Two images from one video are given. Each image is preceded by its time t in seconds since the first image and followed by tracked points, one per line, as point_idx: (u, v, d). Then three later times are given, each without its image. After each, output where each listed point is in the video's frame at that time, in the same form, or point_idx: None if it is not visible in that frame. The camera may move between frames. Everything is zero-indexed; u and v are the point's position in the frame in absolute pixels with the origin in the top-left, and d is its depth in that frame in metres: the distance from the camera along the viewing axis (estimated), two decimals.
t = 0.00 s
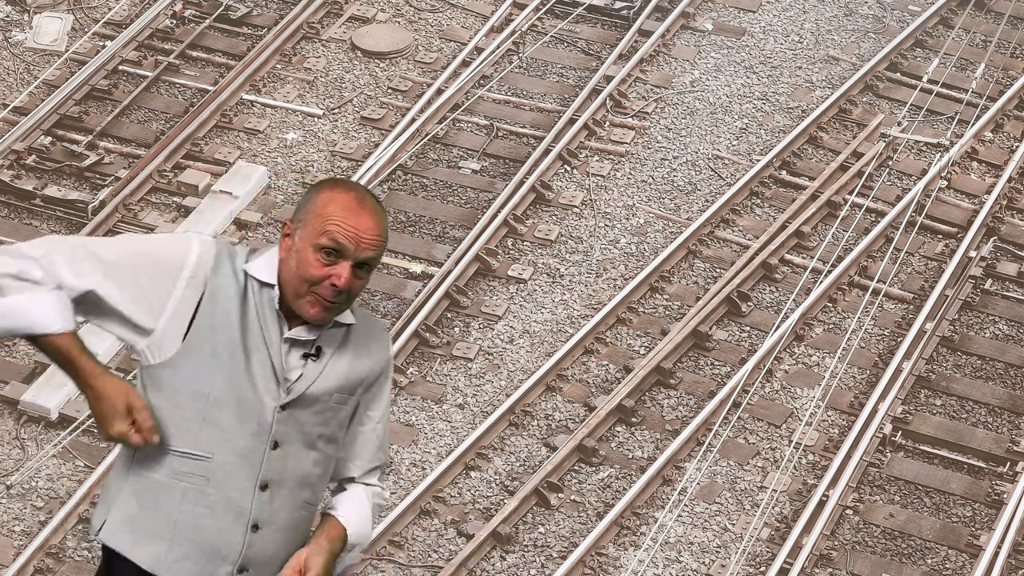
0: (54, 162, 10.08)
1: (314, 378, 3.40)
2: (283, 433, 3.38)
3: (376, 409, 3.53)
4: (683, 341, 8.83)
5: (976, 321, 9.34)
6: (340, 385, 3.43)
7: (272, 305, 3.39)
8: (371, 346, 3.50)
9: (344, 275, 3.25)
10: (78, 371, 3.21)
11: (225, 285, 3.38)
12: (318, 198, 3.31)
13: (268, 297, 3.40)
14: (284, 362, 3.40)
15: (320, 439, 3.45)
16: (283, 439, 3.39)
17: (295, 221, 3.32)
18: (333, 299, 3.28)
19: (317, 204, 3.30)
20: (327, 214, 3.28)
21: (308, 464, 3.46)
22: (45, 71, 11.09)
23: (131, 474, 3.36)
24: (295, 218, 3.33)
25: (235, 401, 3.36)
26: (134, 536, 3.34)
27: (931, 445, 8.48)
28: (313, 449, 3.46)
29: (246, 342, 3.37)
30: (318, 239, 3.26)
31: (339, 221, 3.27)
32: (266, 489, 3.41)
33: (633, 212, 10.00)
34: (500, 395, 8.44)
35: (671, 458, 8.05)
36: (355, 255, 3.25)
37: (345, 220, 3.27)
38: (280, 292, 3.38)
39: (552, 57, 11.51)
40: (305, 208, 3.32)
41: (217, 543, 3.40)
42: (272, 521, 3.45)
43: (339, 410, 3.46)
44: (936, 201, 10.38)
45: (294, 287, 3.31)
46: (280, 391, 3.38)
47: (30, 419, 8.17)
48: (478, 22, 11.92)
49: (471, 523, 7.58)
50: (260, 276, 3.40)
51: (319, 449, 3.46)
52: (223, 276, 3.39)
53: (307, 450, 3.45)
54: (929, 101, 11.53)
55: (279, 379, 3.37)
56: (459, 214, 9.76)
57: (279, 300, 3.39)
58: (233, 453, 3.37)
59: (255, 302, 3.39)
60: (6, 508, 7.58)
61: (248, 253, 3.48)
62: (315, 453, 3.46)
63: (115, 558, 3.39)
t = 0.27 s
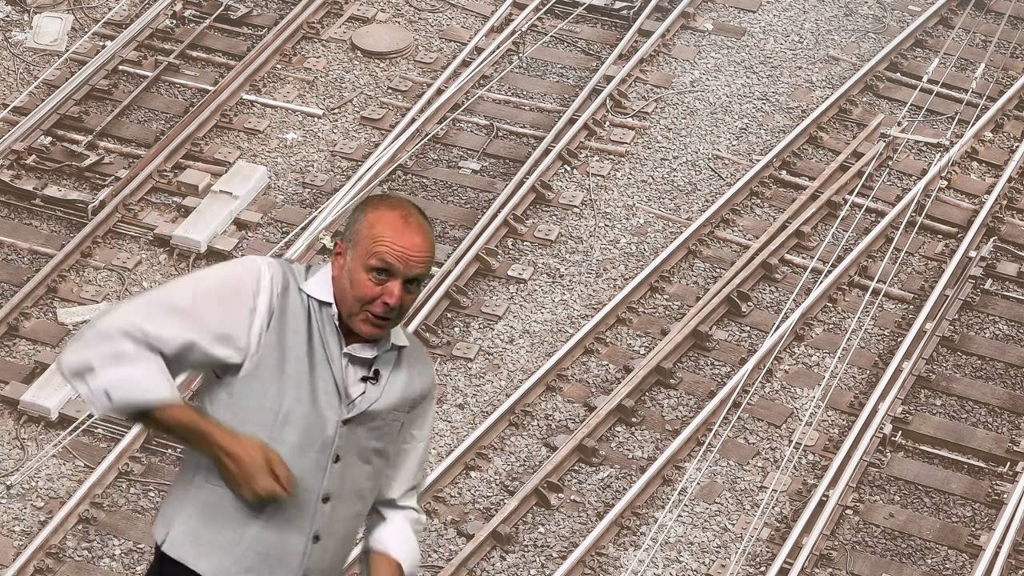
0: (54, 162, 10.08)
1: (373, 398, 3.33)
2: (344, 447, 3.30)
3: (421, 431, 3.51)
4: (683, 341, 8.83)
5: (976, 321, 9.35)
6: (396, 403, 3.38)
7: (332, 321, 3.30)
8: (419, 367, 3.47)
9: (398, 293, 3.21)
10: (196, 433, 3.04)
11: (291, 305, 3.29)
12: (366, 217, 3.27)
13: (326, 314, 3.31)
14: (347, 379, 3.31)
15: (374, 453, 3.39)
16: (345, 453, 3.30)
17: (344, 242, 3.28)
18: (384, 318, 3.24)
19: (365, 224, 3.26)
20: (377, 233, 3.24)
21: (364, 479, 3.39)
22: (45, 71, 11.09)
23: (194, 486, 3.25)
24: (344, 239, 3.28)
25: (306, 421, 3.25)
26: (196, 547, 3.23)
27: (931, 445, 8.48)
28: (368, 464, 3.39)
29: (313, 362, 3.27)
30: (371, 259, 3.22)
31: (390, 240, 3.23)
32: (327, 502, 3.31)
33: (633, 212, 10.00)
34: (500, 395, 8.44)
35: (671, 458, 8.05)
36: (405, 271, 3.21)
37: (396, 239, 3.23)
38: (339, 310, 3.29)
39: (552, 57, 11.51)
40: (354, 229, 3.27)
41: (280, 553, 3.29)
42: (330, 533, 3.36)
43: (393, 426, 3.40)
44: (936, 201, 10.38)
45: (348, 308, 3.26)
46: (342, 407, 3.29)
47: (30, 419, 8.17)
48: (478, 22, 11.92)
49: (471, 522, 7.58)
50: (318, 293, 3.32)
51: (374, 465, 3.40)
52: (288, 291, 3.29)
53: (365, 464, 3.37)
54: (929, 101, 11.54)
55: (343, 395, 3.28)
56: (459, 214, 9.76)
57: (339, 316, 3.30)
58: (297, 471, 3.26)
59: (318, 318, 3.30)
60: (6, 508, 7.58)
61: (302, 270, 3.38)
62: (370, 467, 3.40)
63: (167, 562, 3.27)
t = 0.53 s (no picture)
0: (54, 161, 10.08)
1: (369, 397, 3.68)
2: (349, 448, 3.68)
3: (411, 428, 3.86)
4: (683, 341, 8.83)
5: (976, 321, 9.34)
6: (390, 401, 3.73)
7: (323, 329, 3.62)
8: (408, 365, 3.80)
9: (390, 314, 3.46)
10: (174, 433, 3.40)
11: (280, 317, 3.58)
12: (356, 237, 3.45)
13: (316, 321, 3.62)
14: (341, 384, 3.66)
15: (376, 451, 3.75)
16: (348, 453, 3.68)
17: (336, 257, 3.48)
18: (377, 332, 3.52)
19: (358, 243, 3.44)
20: (368, 255, 3.42)
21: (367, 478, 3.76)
22: (45, 71, 11.09)
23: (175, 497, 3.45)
24: (335, 254, 3.48)
25: (313, 429, 3.59)
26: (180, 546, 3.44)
27: (931, 445, 8.48)
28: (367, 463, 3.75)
29: (310, 370, 3.59)
30: (363, 282, 3.42)
31: (381, 263, 3.42)
32: (333, 503, 3.70)
33: (633, 212, 10.00)
34: (500, 395, 8.44)
35: (671, 458, 8.05)
36: (397, 294, 3.43)
37: (387, 262, 3.42)
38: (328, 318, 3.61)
39: (552, 57, 11.51)
40: (345, 245, 3.46)
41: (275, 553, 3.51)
42: (340, 532, 3.74)
43: (390, 428, 3.75)
44: (936, 201, 10.38)
45: (340, 321, 3.52)
46: (343, 409, 3.65)
47: (30, 419, 8.17)
48: (478, 22, 11.91)
49: (471, 522, 7.58)
50: (309, 302, 3.61)
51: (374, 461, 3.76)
52: (277, 306, 3.59)
53: (367, 463, 3.74)
54: (929, 101, 11.54)
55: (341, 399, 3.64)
56: (459, 214, 9.76)
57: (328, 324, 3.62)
58: (305, 473, 3.62)
59: (311, 327, 3.61)
60: (6, 508, 7.58)
61: (287, 281, 3.66)
62: (371, 468, 3.77)
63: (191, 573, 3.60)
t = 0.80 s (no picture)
0: (54, 161, 10.08)
1: (349, 399, 3.74)
2: (327, 453, 3.76)
3: (399, 426, 3.92)
4: (683, 341, 8.83)
5: (976, 321, 9.34)
6: (374, 401, 3.79)
7: (305, 331, 3.71)
8: (392, 361, 3.86)
9: (384, 324, 3.55)
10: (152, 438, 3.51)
11: (257, 322, 3.66)
12: (352, 247, 3.53)
13: (301, 325, 3.71)
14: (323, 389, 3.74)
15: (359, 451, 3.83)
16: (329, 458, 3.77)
17: (330, 264, 3.55)
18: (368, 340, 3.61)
19: (352, 252, 3.52)
20: (363, 265, 3.50)
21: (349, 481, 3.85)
22: (45, 71, 11.09)
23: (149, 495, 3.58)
24: (329, 261, 3.56)
25: (290, 436, 3.70)
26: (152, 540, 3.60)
27: (931, 445, 8.48)
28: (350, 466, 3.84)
29: (290, 377, 3.68)
30: (359, 293, 3.50)
31: (376, 275, 3.50)
32: (315, 508, 3.81)
33: (633, 212, 10.00)
34: (500, 395, 8.44)
35: (671, 458, 8.05)
36: (390, 305, 3.52)
37: (382, 274, 3.50)
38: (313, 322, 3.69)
39: (552, 57, 11.51)
40: (340, 254, 3.54)
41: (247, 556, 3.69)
42: (324, 537, 3.86)
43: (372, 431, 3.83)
44: (936, 201, 10.38)
45: (333, 329, 3.60)
46: (323, 414, 3.73)
47: (30, 419, 8.17)
48: (478, 22, 11.91)
49: (471, 522, 7.58)
50: (296, 307, 3.70)
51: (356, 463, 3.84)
52: (256, 312, 3.68)
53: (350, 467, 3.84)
54: (929, 101, 11.53)
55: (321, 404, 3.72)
56: (459, 214, 9.76)
57: (311, 327, 3.71)
58: (281, 478, 3.73)
59: (292, 331, 3.69)
60: (6, 507, 7.58)
61: (271, 284, 3.75)
62: (355, 470, 3.86)
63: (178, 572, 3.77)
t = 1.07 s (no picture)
0: (54, 161, 10.08)
1: (337, 376, 3.51)
2: (322, 435, 3.50)
3: (393, 405, 3.67)
4: (683, 341, 8.83)
5: (976, 321, 9.34)
6: (363, 379, 3.56)
7: (290, 312, 3.49)
8: (379, 337, 3.64)
9: (361, 225, 3.41)
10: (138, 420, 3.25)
11: (236, 305, 3.44)
12: (290, 182, 3.41)
13: (285, 305, 3.49)
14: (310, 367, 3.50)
15: (354, 433, 3.56)
16: (323, 440, 3.51)
17: (284, 213, 3.41)
18: (360, 257, 3.41)
19: (297, 187, 3.41)
20: (312, 188, 3.40)
21: (348, 464, 3.57)
22: (45, 71, 11.09)
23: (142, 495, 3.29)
24: (282, 211, 3.41)
25: (281, 420, 3.44)
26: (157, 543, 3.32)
27: (931, 445, 8.48)
28: (348, 448, 3.57)
29: (277, 358, 3.44)
30: (323, 209, 3.38)
31: (329, 186, 3.40)
32: (313, 493, 3.53)
33: (633, 212, 10.00)
34: (500, 395, 8.44)
35: (671, 458, 8.05)
36: (355, 206, 3.41)
37: (334, 186, 3.41)
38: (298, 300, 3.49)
39: (552, 57, 11.51)
40: (286, 198, 3.41)
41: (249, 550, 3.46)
42: (326, 524, 3.57)
43: (365, 410, 3.57)
44: (936, 201, 10.38)
45: (320, 268, 3.40)
46: (312, 395, 3.48)
47: (30, 419, 8.17)
48: (478, 22, 11.91)
49: (471, 522, 7.58)
50: (275, 288, 3.49)
51: (354, 445, 3.57)
52: (232, 295, 3.45)
53: (347, 448, 3.57)
54: (929, 101, 11.53)
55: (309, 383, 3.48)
56: (459, 214, 9.76)
57: (296, 305, 3.50)
58: (274, 465, 3.46)
59: (275, 311, 3.47)
60: (6, 507, 7.58)
61: (246, 270, 3.53)
62: (353, 452, 3.58)
63: None
